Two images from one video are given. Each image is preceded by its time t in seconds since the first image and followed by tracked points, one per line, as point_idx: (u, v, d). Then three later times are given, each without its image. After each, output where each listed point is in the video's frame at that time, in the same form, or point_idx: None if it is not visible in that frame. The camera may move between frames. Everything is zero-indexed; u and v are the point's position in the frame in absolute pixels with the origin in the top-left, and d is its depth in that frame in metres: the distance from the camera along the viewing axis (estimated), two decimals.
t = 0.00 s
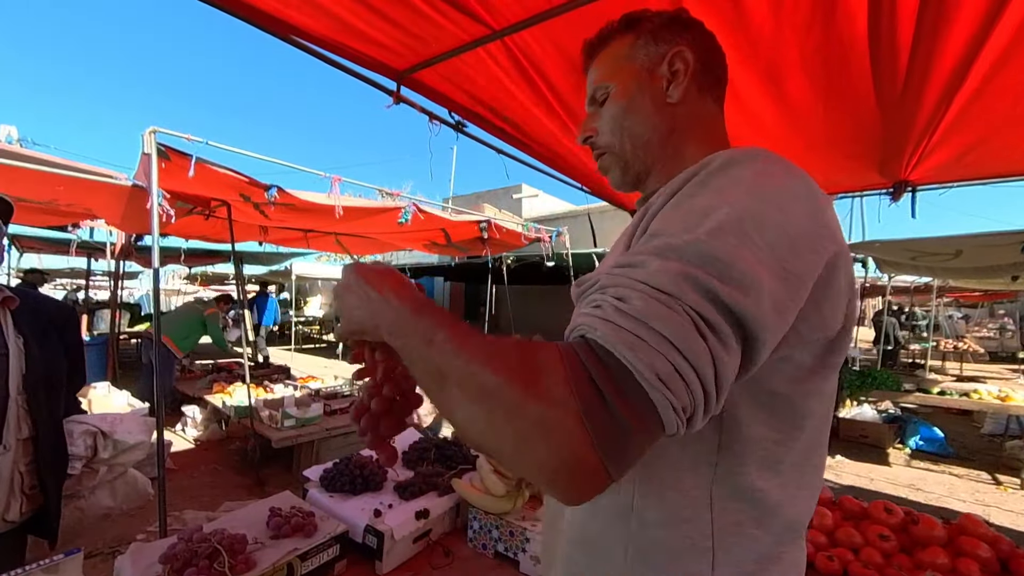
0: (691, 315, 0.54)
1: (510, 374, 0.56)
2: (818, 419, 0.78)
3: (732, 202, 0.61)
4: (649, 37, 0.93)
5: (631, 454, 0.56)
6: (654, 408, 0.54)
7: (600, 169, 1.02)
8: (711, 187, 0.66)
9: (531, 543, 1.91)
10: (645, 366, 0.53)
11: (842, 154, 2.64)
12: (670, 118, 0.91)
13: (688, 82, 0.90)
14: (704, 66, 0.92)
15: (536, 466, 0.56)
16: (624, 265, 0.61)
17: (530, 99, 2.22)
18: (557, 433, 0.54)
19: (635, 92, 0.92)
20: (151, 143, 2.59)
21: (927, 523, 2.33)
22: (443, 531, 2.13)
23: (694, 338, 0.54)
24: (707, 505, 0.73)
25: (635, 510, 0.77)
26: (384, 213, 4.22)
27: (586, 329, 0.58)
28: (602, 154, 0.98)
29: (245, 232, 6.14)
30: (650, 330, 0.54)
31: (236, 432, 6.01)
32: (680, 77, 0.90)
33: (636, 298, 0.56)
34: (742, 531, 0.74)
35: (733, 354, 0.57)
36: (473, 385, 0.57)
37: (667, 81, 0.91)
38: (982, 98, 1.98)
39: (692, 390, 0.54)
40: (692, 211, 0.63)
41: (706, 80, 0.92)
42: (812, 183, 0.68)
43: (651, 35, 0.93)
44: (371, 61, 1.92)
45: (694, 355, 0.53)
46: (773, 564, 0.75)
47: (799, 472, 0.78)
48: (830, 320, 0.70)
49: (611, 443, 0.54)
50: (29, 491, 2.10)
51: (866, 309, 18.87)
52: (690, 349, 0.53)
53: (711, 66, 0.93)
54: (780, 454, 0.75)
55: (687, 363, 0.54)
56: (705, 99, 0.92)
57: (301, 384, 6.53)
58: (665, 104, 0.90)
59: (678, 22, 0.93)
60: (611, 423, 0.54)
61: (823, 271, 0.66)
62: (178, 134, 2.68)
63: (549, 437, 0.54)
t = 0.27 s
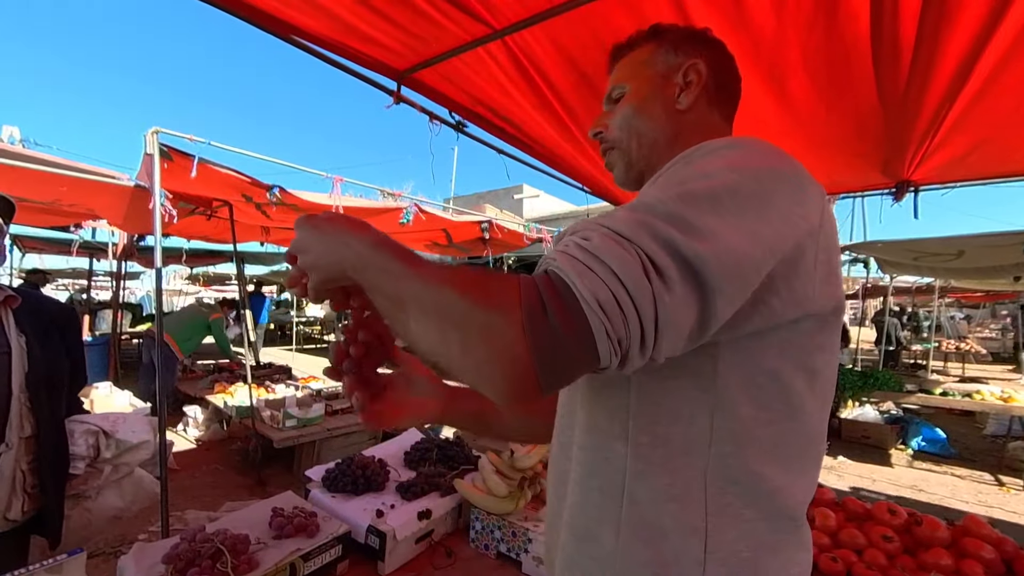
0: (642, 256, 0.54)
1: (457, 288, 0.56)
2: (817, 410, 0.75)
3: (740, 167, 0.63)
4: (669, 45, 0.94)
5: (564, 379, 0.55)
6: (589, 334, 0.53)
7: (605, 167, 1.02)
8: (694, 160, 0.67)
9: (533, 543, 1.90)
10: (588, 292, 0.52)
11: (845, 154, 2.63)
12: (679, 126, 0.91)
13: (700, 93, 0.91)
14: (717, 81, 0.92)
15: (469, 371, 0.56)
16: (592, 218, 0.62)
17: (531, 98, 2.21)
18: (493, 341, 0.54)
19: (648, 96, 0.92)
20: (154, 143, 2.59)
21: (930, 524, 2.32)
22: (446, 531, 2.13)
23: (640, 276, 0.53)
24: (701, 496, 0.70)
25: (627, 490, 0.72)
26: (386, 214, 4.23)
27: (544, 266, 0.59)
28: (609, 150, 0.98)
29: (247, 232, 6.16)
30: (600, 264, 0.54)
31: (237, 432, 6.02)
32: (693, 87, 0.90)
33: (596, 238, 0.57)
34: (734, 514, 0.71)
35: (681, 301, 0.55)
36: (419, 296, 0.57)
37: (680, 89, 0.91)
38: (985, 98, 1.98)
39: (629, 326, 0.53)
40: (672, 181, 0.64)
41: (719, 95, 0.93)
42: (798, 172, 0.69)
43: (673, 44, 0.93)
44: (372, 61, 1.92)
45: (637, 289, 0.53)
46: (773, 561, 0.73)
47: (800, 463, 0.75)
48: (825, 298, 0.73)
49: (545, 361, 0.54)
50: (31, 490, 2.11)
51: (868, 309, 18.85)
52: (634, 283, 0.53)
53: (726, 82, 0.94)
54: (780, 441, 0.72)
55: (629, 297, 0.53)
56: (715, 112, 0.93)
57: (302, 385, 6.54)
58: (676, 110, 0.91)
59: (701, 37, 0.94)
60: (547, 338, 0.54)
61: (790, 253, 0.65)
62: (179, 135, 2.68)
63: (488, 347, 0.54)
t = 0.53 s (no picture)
0: (643, 262, 0.54)
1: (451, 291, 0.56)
2: (823, 410, 0.75)
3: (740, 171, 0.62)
4: (670, 50, 0.93)
5: (562, 382, 0.55)
6: (589, 339, 0.53)
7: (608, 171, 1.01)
8: (693, 162, 0.67)
9: (536, 545, 1.89)
10: (587, 297, 0.52)
11: (848, 154, 2.63)
12: (679, 129, 0.90)
13: (700, 98, 0.90)
14: (719, 84, 0.92)
15: (466, 374, 0.56)
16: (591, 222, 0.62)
17: (534, 99, 2.21)
18: (492, 345, 0.54)
19: (649, 99, 0.92)
20: (156, 144, 2.59)
21: (935, 526, 2.31)
22: (448, 533, 2.12)
23: (639, 279, 0.53)
24: (706, 497, 0.70)
25: (632, 492, 0.72)
26: (387, 214, 4.22)
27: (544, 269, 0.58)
28: (610, 153, 0.98)
29: (248, 233, 6.17)
30: (600, 270, 0.54)
31: (239, 433, 6.02)
32: (694, 90, 0.89)
33: (595, 243, 0.56)
34: (739, 516, 0.70)
35: (681, 304, 0.55)
36: (414, 301, 0.57)
37: (680, 93, 0.90)
38: (989, 98, 1.97)
39: (630, 331, 0.53)
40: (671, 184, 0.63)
41: (720, 100, 0.92)
42: (799, 173, 0.68)
43: (674, 49, 0.93)
44: (375, 61, 1.92)
45: (638, 295, 0.52)
46: (779, 563, 0.72)
47: (805, 463, 0.75)
48: (827, 300, 0.72)
49: (544, 364, 0.54)
50: (42, 488, 2.14)
51: (869, 310, 18.80)
52: (634, 288, 0.52)
53: (727, 86, 0.93)
54: (786, 442, 0.71)
55: (630, 303, 0.52)
56: (716, 115, 0.91)
57: (304, 385, 6.55)
58: (676, 114, 0.90)
59: (702, 42, 0.93)
60: (545, 342, 0.53)
61: (791, 253, 0.64)
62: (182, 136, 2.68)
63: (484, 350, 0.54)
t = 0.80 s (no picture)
0: (650, 285, 0.52)
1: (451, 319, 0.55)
2: (830, 416, 0.73)
3: (722, 184, 0.60)
4: (676, 46, 0.92)
5: (568, 408, 0.54)
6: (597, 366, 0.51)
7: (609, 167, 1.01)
8: (697, 170, 0.65)
9: (539, 547, 1.88)
10: (593, 323, 0.51)
11: (850, 154, 2.61)
12: (683, 126, 0.89)
13: (705, 94, 0.89)
14: (725, 80, 0.90)
15: (471, 402, 0.55)
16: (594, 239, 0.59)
17: (537, 99, 2.21)
18: (497, 374, 0.53)
19: (653, 95, 0.91)
20: (157, 144, 2.59)
21: (940, 528, 2.30)
22: (450, 535, 2.11)
23: (646, 303, 0.51)
24: (709, 506, 0.68)
25: (635, 502, 0.71)
26: (389, 215, 4.21)
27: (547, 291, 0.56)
28: (612, 149, 0.97)
29: (250, 233, 6.17)
30: (606, 294, 0.52)
31: (241, 433, 6.02)
32: (699, 86, 0.88)
33: (600, 264, 0.54)
34: (743, 526, 0.69)
35: (689, 325, 0.53)
36: (415, 332, 0.56)
37: (685, 89, 0.89)
38: (996, 98, 1.95)
39: (639, 357, 0.51)
40: (674, 195, 0.61)
41: (725, 97, 0.91)
42: (804, 174, 0.65)
43: (681, 45, 0.92)
44: (378, 61, 1.92)
45: (647, 321, 0.51)
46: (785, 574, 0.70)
47: (812, 472, 0.73)
48: (835, 306, 0.70)
49: (550, 392, 0.52)
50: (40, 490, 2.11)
51: (871, 310, 18.76)
52: (641, 313, 0.51)
53: (732, 83, 0.92)
54: (792, 449, 0.70)
55: (637, 327, 0.51)
56: (720, 112, 0.90)
57: (306, 385, 6.54)
58: (680, 110, 0.89)
59: (708, 38, 0.92)
60: (550, 369, 0.52)
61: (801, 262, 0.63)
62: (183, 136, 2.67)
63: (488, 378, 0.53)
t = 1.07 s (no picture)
0: (679, 301, 0.50)
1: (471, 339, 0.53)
2: (855, 423, 0.70)
3: (740, 187, 0.56)
4: (686, 37, 0.90)
5: (598, 428, 0.52)
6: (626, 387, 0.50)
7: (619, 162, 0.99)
8: (716, 169, 0.62)
9: (544, 549, 1.86)
10: (621, 344, 0.49)
11: (856, 153, 2.60)
12: (695, 118, 0.87)
13: (718, 85, 0.87)
14: (738, 70, 0.88)
15: (493, 426, 0.53)
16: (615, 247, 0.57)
17: (543, 96, 2.18)
18: (521, 399, 0.51)
19: (663, 88, 0.89)
20: (159, 142, 2.56)
21: (952, 531, 2.27)
22: (454, 536, 2.09)
23: (675, 320, 0.49)
24: (731, 516, 0.65)
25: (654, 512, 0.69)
26: (391, 215, 4.19)
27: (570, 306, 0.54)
28: (622, 144, 0.95)
29: (252, 233, 6.15)
30: (632, 311, 0.50)
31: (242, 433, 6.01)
32: (711, 77, 0.86)
33: (622, 279, 0.52)
34: (766, 537, 0.66)
35: (721, 340, 0.51)
36: (433, 355, 0.54)
37: (698, 79, 0.87)
38: (1008, 95, 1.93)
39: (668, 376, 0.50)
40: (695, 197, 0.58)
41: (737, 87, 0.89)
42: (827, 168, 0.62)
43: (691, 36, 0.90)
44: (381, 58, 1.89)
45: (678, 340, 0.49)
46: None
47: (837, 480, 0.70)
48: (866, 308, 0.67)
49: (577, 414, 0.50)
50: (33, 493, 2.04)
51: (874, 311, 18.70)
52: (671, 331, 0.49)
53: (745, 72, 0.89)
54: (815, 455, 0.67)
55: (667, 345, 0.49)
56: (733, 104, 0.88)
57: (308, 385, 6.53)
58: (692, 102, 0.87)
59: (719, 26, 0.90)
60: (576, 392, 0.50)
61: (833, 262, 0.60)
62: (185, 134, 2.65)
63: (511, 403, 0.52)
